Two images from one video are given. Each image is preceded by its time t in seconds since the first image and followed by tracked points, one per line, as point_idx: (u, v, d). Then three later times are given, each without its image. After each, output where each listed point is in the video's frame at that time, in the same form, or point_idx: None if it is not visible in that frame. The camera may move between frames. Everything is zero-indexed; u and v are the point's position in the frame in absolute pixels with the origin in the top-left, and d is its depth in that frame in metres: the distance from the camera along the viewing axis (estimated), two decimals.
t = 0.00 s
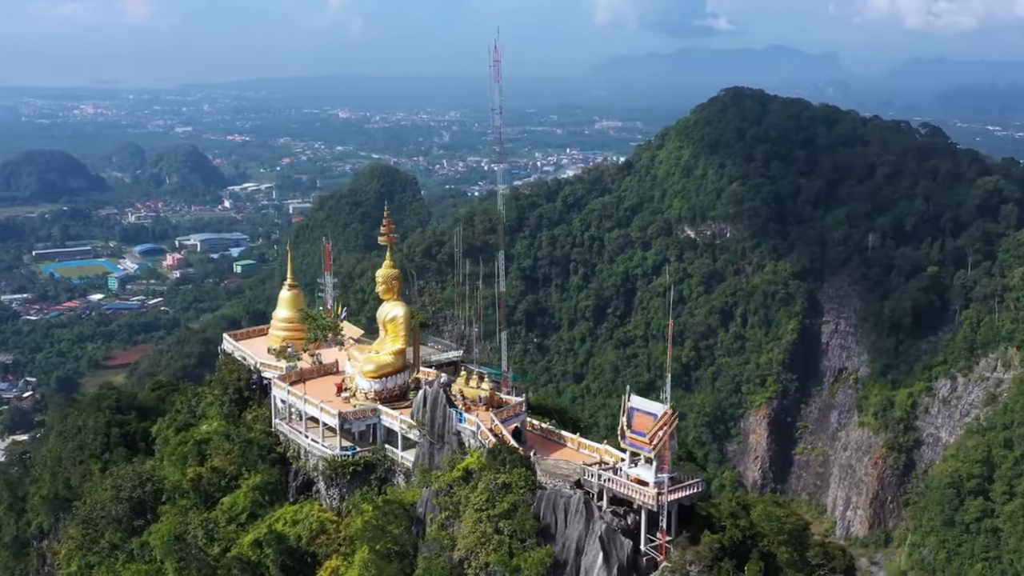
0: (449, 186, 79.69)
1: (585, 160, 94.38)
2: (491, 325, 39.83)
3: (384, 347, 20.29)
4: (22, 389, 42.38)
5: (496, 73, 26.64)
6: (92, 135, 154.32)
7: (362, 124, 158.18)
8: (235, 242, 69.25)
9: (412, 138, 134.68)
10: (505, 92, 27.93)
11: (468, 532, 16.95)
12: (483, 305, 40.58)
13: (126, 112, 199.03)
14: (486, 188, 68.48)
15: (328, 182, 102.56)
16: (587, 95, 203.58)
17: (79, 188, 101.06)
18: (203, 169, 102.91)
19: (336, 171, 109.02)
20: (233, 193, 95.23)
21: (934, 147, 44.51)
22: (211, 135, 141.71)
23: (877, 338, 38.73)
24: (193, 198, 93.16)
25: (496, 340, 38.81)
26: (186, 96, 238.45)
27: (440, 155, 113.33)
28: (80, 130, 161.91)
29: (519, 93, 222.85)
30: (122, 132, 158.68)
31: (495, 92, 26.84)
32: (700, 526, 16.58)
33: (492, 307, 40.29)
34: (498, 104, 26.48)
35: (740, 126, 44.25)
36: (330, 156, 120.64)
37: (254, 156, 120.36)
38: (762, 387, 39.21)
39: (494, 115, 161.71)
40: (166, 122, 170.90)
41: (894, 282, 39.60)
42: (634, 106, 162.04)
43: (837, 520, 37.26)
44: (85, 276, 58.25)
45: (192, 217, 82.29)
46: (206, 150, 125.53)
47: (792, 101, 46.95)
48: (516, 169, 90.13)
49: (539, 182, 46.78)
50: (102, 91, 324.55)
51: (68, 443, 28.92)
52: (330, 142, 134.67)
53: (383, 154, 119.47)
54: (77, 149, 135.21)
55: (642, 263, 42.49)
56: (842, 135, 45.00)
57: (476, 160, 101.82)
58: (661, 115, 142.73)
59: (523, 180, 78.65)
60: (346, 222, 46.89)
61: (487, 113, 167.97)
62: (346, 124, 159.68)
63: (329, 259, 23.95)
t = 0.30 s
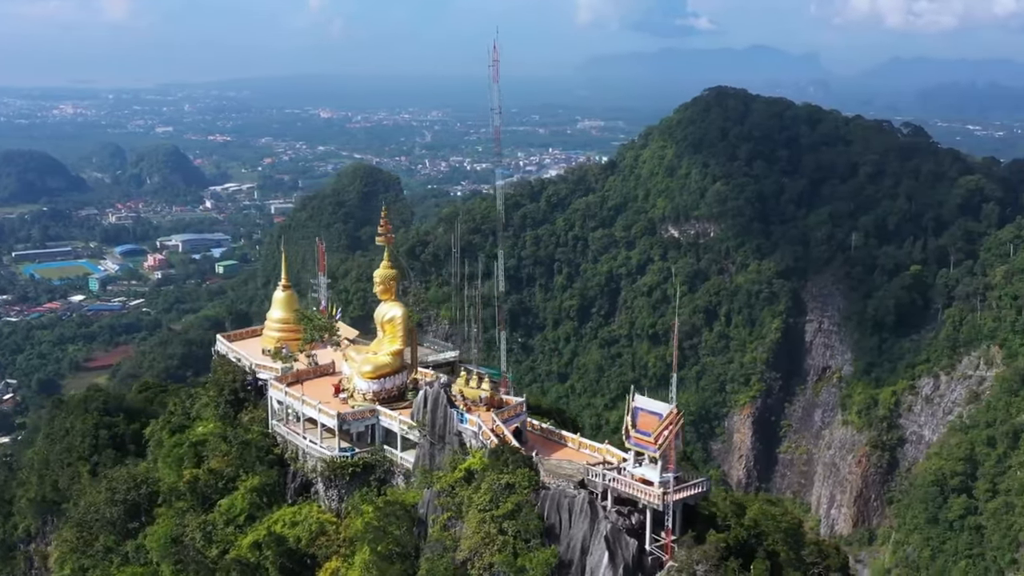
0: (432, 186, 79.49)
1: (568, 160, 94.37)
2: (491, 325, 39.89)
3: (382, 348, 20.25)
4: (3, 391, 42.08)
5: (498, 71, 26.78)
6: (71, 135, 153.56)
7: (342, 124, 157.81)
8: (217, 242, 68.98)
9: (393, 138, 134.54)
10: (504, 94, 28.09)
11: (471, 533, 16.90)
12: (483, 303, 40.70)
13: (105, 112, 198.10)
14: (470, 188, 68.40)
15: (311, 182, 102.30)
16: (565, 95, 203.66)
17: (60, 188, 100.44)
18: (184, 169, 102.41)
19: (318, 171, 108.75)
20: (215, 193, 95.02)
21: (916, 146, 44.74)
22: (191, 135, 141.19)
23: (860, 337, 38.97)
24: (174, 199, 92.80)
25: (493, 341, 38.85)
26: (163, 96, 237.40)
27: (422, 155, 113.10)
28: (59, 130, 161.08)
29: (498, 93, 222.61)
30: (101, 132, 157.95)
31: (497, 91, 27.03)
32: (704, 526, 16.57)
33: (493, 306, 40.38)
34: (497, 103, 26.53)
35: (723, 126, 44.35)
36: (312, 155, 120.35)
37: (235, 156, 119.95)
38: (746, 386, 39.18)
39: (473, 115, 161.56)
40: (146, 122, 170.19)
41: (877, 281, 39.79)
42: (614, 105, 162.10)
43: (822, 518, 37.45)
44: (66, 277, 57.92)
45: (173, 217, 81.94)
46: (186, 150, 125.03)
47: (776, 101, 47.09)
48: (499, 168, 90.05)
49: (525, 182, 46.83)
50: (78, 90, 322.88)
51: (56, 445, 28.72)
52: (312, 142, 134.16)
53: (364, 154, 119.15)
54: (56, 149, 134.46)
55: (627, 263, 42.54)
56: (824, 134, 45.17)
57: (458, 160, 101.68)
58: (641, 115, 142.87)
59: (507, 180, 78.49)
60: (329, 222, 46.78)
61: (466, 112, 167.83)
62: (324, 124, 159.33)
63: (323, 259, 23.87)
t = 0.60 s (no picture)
0: (415, 186, 79.30)
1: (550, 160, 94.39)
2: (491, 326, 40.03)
3: (380, 348, 20.20)
4: None
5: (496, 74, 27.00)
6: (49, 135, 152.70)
7: (321, 124, 157.27)
8: (198, 243, 68.65)
9: (375, 138, 134.23)
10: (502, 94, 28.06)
11: (475, 534, 16.77)
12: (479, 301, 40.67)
13: (85, 112, 196.98)
14: (453, 188, 68.29)
15: (293, 182, 101.98)
16: (542, 95, 203.70)
17: (39, 189, 99.53)
18: (165, 169, 101.62)
19: (299, 171, 108.38)
20: (196, 194, 94.71)
21: (897, 146, 44.98)
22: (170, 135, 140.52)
23: (843, 335, 39.16)
24: (155, 200, 92.32)
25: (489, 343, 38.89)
26: (138, 96, 236.11)
27: (404, 155, 112.68)
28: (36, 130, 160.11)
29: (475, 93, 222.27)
30: (79, 132, 157.08)
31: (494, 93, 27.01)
32: (709, 525, 16.70)
33: (484, 305, 40.35)
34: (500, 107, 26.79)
35: (706, 126, 44.42)
36: (294, 155, 119.91)
37: (216, 156, 119.46)
38: (731, 384, 39.22)
39: (452, 116, 161.32)
40: (125, 122, 169.32)
41: (859, 280, 40.00)
42: (592, 106, 162.13)
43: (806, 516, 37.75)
44: (46, 279, 57.57)
45: (155, 219, 81.51)
46: (166, 150, 124.44)
47: (759, 100, 47.23)
48: (482, 169, 89.92)
49: (509, 181, 46.75)
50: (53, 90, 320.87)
51: (44, 447, 28.50)
52: (291, 142, 133.66)
53: (346, 154, 118.74)
54: (34, 150, 133.58)
55: (611, 262, 42.56)
56: (807, 134, 45.33)
57: (439, 161, 101.54)
58: (620, 116, 142.90)
59: (490, 180, 78.39)
60: (312, 223, 46.68)
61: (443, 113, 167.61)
62: (301, 124, 158.87)
63: (317, 260, 23.80)
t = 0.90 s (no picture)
0: (397, 186, 79.06)
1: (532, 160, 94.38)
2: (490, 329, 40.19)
3: (378, 349, 20.14)
4: None
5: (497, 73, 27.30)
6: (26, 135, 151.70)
7: (298, 123, 156.73)
8: (179, 244, 68.29)
9: (358, 138, 133.70)
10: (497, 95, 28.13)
11: (479, 534, 16.82)
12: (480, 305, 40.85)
13: (64, 112, 195.79)
14: (435, 188, 68.20)
15: (274, 182, 101.63)
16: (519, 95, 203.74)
17: (19, 189, 97.53)
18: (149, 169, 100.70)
19: (281, 171, 107.96)
20: (176, 194, 94.26)
21: (880, 145, 45.22)
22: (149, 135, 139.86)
23: (827, 334, 39.33)
24: (135, 200, 91.83)
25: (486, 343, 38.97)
26: (116, 95, 234.87)
27: (387, 155, 112.08)
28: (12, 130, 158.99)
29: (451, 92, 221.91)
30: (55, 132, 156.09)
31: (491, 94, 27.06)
32: (714, 524, 16.83)
33: (469, 305, 40.28)
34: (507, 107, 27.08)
35: (690, 125, 44.45)
36: (274, 156, 119.44)
37: (197, 156, 118.93)
38: (715, 383, 39.38)
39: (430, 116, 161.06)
40: (105, 122, 168.36)
41: (843, 279, 40.21)
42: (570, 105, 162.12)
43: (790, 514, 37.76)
44: (26, 280, 57.21)
45: (135, 219, 81.06)
46: (145, 150, 123.83)
47: (742, 100, 47.36)
48: (464, 169, 89.78)
49: (493, 180, 46.70)
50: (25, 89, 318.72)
51: (31, 450, 28.26)
52: (269, 142, 133.33)
53: (328, 154, 118.34)
54: (11, 150, 132.66)
55: (595, 262, 42.59)
56: (790, 133, 45.49)
57: (422, 161, 101.27)
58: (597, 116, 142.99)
59: (472, 180, 78.25)
60: (295, 223, 46.60)
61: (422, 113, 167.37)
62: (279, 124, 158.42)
63: (310, 262, 23.73)
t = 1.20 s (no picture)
0: (379, 186, 78.79)
1: (514, 160, 94.29)
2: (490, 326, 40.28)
3: (376, 350, 20.11)
4: None
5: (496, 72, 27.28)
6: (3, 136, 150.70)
7: (275, 123, 156.18)
8: (161, 245, 67.92)
9: (341, 138, 133.00)
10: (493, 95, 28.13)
11: (483, 534, 16.83)
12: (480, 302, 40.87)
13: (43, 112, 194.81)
14: (417, 188, 68.02)
15: (255, 182, 101.25)
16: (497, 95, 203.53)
17: None
18: (129, 169, 100.17)
19: (263, 171, 107.56)
20: (157, 194, 93.79)
21: (862, 145, 45.42)
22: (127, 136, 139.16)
23: (811, 332, 39.61)
24: (115, 201, 91.33)
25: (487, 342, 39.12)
26: (93, 95, 233.21)
27: (369, 155, 111.64)
28: None
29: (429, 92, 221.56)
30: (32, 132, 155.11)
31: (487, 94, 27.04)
32: (718, 523, 16.76)
33: (453, 305, 40.21)
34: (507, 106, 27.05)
35: (673, 124, 44.46)
36: (256, 156, 118.96)
37: (178, 156, 118.41)
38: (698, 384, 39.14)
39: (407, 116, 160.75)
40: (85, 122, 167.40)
41: (826, 279, 40.70)
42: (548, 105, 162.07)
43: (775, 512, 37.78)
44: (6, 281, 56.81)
45: (116, 220, 80.60)
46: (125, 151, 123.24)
47: (725, 99, 47.48)
48: (446, 169, 89.57)
49: (477, 179, 46.67)
50: None
51: (18, 452, 28.06)
52: (248, 143, 132.85)
53: (310, 154, 117.92)
54: None
55: (579, 262, 42.60)
56: (773, 132, 45.65)
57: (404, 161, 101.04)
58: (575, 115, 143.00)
59: (456, 180, 78.11)
60: (277, 224, 46.44)
61: (400, 113, 167.04)
62: (256, 123, 157.83)
63: (304, 263, 23.67)
